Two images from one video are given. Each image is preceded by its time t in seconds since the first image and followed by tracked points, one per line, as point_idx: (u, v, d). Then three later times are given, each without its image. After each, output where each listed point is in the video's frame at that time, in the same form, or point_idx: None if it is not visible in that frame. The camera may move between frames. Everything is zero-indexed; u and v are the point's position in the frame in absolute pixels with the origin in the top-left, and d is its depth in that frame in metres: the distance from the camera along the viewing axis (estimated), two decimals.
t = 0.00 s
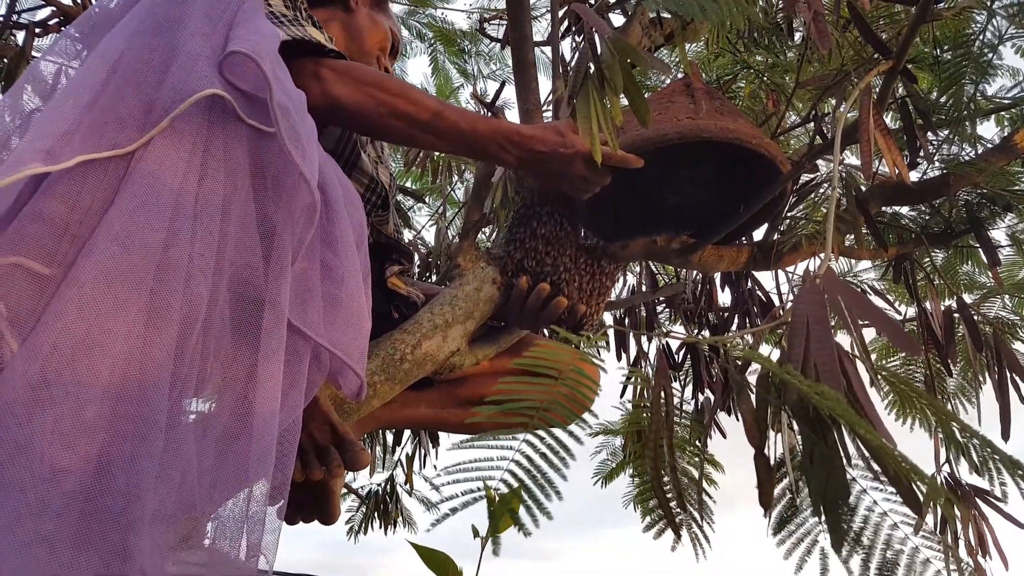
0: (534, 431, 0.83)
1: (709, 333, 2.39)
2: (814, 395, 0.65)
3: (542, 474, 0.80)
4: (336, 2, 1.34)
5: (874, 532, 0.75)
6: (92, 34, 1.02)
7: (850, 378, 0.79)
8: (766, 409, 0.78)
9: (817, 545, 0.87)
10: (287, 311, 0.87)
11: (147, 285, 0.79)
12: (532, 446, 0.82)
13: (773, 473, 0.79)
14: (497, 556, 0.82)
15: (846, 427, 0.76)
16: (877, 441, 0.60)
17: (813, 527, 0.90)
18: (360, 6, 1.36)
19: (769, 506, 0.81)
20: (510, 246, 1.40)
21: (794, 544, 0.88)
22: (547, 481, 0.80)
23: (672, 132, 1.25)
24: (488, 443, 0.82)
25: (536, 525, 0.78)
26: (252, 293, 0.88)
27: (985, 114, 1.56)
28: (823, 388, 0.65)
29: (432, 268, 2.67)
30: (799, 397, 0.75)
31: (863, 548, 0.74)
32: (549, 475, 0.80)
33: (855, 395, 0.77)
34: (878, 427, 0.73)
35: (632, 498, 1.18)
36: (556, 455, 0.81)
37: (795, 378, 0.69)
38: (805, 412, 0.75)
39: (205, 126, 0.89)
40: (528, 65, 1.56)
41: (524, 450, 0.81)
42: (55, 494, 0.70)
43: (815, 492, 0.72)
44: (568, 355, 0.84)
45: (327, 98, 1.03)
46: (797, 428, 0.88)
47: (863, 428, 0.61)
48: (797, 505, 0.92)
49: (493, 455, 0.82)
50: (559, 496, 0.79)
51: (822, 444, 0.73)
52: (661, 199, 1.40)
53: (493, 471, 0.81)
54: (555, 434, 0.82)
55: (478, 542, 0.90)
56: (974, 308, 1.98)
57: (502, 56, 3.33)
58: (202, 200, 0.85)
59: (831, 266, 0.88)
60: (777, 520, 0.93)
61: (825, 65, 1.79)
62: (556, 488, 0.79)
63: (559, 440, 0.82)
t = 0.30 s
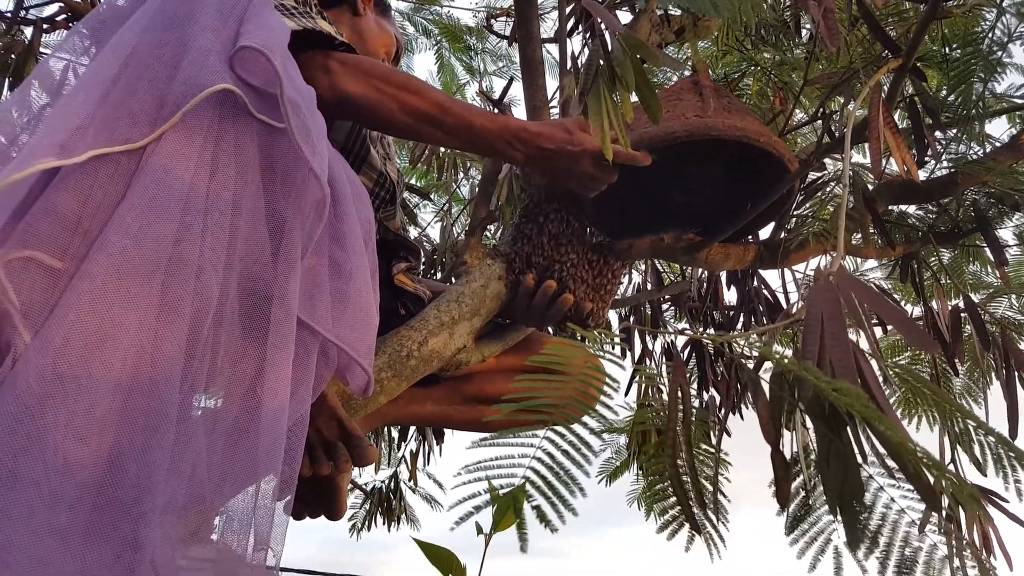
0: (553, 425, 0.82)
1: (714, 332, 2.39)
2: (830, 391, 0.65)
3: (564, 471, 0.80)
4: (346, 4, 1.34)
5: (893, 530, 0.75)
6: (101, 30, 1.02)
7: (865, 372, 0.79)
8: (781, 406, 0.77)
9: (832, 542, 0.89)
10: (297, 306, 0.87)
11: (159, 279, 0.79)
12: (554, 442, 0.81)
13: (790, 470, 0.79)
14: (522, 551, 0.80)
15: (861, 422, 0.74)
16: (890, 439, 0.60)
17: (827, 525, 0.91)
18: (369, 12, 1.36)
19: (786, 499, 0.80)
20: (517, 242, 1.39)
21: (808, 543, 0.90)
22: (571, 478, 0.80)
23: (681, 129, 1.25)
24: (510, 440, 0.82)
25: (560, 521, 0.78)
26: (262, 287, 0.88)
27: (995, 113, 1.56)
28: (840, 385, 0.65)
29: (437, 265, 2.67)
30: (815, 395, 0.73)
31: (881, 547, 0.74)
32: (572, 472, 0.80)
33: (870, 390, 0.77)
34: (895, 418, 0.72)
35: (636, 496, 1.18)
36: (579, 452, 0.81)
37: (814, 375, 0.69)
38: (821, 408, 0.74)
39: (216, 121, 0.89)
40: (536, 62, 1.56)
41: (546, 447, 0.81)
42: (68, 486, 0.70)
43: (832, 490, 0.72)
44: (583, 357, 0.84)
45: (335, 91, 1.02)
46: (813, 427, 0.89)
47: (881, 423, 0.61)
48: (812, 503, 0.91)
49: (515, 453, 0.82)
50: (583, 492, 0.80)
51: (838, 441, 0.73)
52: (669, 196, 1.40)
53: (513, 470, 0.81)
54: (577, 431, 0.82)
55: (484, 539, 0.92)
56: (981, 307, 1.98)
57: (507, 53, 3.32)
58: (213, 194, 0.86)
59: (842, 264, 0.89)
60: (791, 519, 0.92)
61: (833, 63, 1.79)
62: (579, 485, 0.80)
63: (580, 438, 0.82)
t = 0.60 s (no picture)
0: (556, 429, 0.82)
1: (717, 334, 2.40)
2: (829, 399, 0.65)
3: (563, 478, 0.80)
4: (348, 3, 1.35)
5: (887, 535, 0.76)
6: (108, 32, 1.03)
7: (865, 381, 0.81)
8: (779, 412, 0.77)
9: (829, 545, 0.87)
10: (305, 306, 0.88)
11: (168, 280, 0.80)
12: (553, 448, 0.81)
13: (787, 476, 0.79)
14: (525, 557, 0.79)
15: (858, 429, 0.76)
16: (892, 445, 0.61)
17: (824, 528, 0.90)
18: (372, 8, 1.37)
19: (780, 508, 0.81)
20: (521, 244, 1.40)
21: (805, 545, 0.89)
22: (569, 484, 0.80)
23: (685, 136, 1.26)
24: (509, 446, 0.82)
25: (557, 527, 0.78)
26: (270, 287, 0.89)
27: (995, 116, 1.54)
28: (838, 392, 0.65)
29: (440, 266, 2.68)
30: (813, 401, 0.76)
31: (876, 552, 0.75)
32: (569, 479, 0.80)
33: (870, 400, 0.78)
34: (892, 432, 0.73)
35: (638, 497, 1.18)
36: (577, 458, 0.81)
37: (811, 382, 0.67)
38: (819, 415, 0.75)
39: (225, 121, 0.90)
40: (541, 65, 1.57)
41: (544, 453, 0.81)
42: (80, 485, 0.71)
43: (829, 497, 0.72)
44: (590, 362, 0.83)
45: (341, 96, 1.04)
46: (809, 432, 0.88)
47: (876, 432, 0.60)
48: (810, 506, 0.92)
49: (514, 458, 0.82)
50: (580, 499, 0.80)
51: (835, 446, 0.73)
52: (670, 198, 1.42)
53: (512, 475, 0.82)
54: (575, 436, 0.82)
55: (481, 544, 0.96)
56: (983, 310, 1.98)
57: (512, 55, 3.33)
58: (222, 196, 0.86)
59: (844, 269, 0.89)
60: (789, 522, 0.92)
61: (836, 67, 1.79)
62: (577, 491, 0.80)
63: (578, 443, 0.82)
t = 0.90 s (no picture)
0: (562, 434, 0.82)
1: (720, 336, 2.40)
2: (836, 404, 0.65)
3: (569, 485, 0.80)
4: None
5: (896, 540, 0.75)
6: (108, 36, 1.04)
7: (871, 384, 0.80)
8: (785, 415, 0.78)
9: (834, 549, 0.88)
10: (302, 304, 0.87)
11: (167, 282, 0.80)
12: (559, 455, 0.81)
13: (794, 480, 0.79)
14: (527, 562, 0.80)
15: (866, 433, 0.75)
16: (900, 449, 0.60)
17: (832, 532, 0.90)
18: None
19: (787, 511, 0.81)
20: (523, 247, 1.40)
21: (812, 550, 0.89)
22: (575, 491, 0.80)
23: (689, 148, 1.27)
24: (516, 452, 0.81)
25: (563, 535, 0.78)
26: (267, 286, 0.89)
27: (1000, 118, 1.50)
28: (847, 396, 0.65)
29: (443, 268, 2.68)
30: (820, 405, 0.75)
31: (884, 556, 0.74)
32: (576, 485, 0.80)
33: (875, 401, 0.78)
34: (900, 435, 0.73)
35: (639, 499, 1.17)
36: (584, 465, 0.81)
37: (818, 387, 0.68)
38: (825, 417, 0.75)
39: (220, 122, 0.90)
40: (543, 68, 1.57)
41: (552, 460, 0.81)
42: (82, 487, 0.71)
43: (836, 502, 0.72)
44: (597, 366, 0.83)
45: (347, 108, 1.04)
46: (815, 434, 0.87)
47: (883, 437, 0.60)
48: (817, 511, 0.92)
49: (520, 465, 0.81)
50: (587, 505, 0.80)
51: (842, 451, 0.73)
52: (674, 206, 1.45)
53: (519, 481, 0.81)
54: (582, 443, 0.81)
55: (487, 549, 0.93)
56: (987, 312, 1.98)
57: (514, 57, 3.33)
58: (221, 197, 0.87)
59: (849, 272, 0.88)
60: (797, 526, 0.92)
61: (839, 69, 1.79)
62: (584, 497, 0.81)
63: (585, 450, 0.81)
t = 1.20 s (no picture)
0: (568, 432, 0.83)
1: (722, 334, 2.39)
2: (846, 396, 0.64)
3: (580, 475, 0.82)
4: None
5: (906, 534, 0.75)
6: (109, 35, 1.03)
7: (879, 377, 0.79)
8: (792, 409, 0.77)
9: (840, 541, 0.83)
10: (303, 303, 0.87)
11: (167, 278, 0.80)
12: (569, 446, 0.83)
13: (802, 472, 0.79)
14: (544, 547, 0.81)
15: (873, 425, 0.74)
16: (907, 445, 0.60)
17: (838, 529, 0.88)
18: None
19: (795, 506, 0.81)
20: (525, 245, 1.39)
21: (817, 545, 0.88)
22: (585, 480, 0.82)
23: (692, 145, 1.27)
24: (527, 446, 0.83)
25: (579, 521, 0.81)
26: (268, 283, 0.89)
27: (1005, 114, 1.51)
28: (856, 388, 0.64)
29: (444, 267, 2.68)
30: (827, 400, 0.74)
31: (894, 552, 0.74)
32: (587, 474, 0.82)
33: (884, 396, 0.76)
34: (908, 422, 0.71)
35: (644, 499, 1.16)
36: (593, 455, 0.83)
37: (827, 379, 0.67)
38: (834, 413, 0.74)
39: (221, 119, 0.90)
40: (545, 66, 1.57)
41: (562, 451, 0.83)
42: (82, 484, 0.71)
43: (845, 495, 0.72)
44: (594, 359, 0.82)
45: (347, 109, 1.03)
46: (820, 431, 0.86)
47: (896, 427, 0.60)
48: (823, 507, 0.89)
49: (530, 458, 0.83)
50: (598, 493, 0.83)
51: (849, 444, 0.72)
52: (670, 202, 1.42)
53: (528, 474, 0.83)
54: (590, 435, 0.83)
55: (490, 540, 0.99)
56: (990, 309, 1.97)
57: (514, 55, 3.33)
58: (220, 193, 0.86)
59: (854, 268, 0.87)
60: (803, 523, 0.88)
61: (841, 66, 1.79)
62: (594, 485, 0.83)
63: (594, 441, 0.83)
